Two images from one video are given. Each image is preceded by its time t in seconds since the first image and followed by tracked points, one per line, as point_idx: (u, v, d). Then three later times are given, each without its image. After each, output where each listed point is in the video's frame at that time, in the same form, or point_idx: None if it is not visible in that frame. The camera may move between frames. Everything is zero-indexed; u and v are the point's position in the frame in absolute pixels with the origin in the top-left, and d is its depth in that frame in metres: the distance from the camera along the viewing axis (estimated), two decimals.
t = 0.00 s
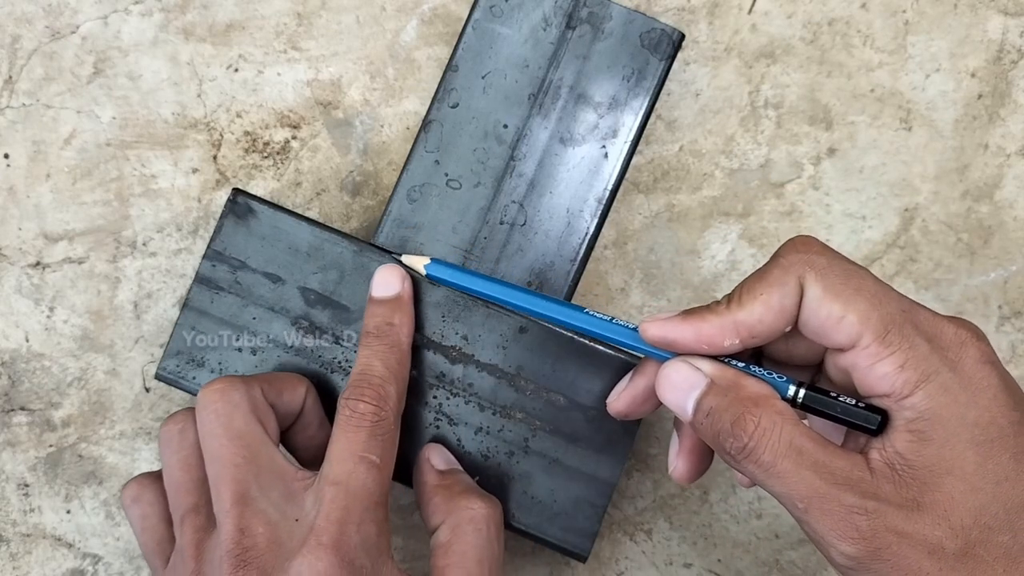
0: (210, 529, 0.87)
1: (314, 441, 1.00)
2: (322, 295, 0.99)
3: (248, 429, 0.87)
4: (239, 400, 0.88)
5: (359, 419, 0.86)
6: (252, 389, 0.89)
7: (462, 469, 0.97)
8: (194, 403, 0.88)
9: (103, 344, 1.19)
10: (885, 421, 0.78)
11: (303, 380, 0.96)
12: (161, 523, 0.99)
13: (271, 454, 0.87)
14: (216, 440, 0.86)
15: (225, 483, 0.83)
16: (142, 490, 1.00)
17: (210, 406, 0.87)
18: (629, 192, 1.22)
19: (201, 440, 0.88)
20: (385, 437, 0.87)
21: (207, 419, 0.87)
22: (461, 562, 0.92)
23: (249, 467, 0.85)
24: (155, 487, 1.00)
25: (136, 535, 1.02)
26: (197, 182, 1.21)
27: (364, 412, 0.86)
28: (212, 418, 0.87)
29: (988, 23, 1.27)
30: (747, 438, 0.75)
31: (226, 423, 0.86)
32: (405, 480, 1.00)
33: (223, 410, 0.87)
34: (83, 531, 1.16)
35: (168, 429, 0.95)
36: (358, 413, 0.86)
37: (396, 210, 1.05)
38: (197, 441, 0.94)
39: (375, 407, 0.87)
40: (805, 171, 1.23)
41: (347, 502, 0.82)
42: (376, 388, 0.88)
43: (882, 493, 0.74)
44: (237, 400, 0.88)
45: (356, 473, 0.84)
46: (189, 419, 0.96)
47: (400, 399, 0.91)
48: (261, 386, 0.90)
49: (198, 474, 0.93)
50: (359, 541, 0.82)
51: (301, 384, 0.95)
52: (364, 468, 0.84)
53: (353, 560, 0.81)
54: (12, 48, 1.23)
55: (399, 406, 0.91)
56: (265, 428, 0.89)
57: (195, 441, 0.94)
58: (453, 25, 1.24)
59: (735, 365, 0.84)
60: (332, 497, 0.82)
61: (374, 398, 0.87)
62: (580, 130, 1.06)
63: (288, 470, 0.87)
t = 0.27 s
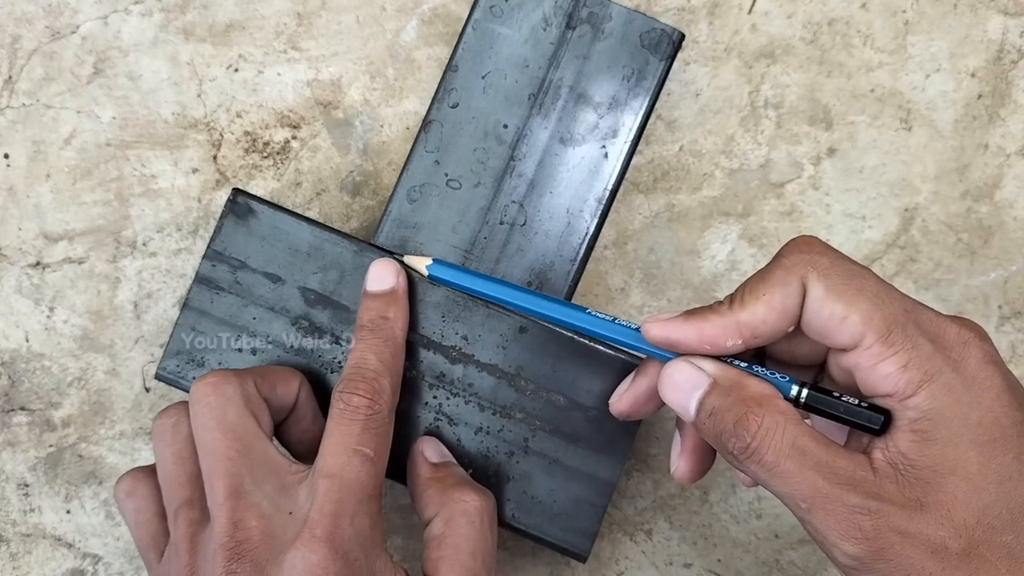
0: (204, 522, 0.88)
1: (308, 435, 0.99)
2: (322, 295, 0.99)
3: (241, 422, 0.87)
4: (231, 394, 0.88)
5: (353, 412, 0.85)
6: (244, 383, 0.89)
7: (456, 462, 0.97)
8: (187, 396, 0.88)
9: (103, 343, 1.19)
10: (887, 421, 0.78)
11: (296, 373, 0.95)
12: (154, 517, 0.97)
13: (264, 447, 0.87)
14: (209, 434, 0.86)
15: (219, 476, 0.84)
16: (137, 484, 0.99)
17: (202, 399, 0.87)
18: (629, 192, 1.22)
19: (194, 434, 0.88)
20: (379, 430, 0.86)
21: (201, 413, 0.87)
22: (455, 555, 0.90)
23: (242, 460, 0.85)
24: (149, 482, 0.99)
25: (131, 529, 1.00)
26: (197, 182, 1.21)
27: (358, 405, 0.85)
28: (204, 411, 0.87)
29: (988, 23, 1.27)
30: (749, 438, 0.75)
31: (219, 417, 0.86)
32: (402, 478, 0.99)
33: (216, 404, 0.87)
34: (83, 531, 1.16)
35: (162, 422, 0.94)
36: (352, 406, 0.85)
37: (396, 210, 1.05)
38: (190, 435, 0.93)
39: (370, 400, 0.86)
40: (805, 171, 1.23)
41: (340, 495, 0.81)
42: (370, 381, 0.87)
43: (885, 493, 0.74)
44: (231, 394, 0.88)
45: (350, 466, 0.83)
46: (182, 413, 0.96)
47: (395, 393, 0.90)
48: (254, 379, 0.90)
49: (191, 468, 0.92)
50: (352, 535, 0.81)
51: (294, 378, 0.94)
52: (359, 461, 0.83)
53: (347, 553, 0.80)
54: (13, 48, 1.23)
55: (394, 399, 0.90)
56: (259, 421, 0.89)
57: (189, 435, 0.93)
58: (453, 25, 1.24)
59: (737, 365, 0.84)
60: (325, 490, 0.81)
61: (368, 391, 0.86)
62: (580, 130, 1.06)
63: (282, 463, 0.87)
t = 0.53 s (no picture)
0: (211, 522, 0.87)
1: (316, 432, 0.98)
2: (322, 295, 0.99)
3: (249, 422, 0.86)
4: (240, 393, 0.87)
5: (360, 414, 0.84)
6: (252, 382, 0.89)
7: (465, 465, 0.96)
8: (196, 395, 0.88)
9: (103, 344, 1.19)
10: (886, 424, 0.78)
11: (306, 371, 0.95)
12: (161, 515, 0.97)
13: (271, 448, 0.87)
14: (216, 433, 0.86)
15: (225, 476, 0.84)
16: (144, 481, 0.98)
17: (211, 398, 0.87)
18: (629, 192, 1.22)
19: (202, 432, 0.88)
20: (386, 433, 0.85)
21: (208, 413, 0.86)
22: (461, 560, 0.90)
23: (249, 460, 0.85)
24: (156, 479, 0.99)
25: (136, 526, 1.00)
26: (197, 182, 1.21)
27: (364, 407, 0.84)
28: (213, 411, 0.86)
29: (988, 23, 1.27)
30: (748, 441, 0.75)
31: (227, 417, 0.86)
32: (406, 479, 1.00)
33: (224, 403, 0.86)
34: (83, 531, 1.16)
35: (170, 420, 0.94)
36: (359, 408, 0.84)
37: (396, 210, 1.05)
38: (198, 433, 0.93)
39: (377, 402, 0.85)
40: (805, 171, 1.23)
41: (345, 498, 0.81)
42: (377, 382, 0.86)
43: (884, 496, 0.74)
44: (238, 394, 0.87)
45: (356, 469, 0.82)
46: (191, 411, 0.95)
47: (402, 394, 0.89)
48: (263, 378, 0.90)
49: (199, 466, 0.92)
50: (357, 538, 0.81)
51: (303, 376, 0.94)
52: (364, 464, 0.82)
53: (352, 557, 0.80)
54: (12, 48, 1.23)
55: (401, 400, 0.89)
56: (266, 421, 0.88)
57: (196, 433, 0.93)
58: (453, 25, 1.24)
59: (737, 368, 0.84)
60: (330, 493, 0.81)
61: (375, 393, 0.86)
62: (580, 130, 1.06)
63: (288, 464, 0.87)
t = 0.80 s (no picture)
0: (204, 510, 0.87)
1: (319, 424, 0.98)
2: (322, 295, 0.99)
3: (240, 412, 0.86)
4: (233, 383, 0.87)
5: (347, 406, 0.84)
6: (249, 372, 0.89)
7: (461, 457, 0.95)
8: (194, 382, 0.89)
9: (103, 344, 1.19)
10: (886, 425, 0.78)
11: (308, 363, 0.95)
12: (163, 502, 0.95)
13: (260, 439, 0.87)
14: (207, 423, 0.86)
15: (213, 466, 0.84)
16: (147, 467, 0.97)
17: (206, 387, 0.87)
18: (629, 192, 1.22)
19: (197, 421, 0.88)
20: (374, 426, 0.85)
21: (202, 402, 0.87)
22: (451, 556, 0.89)
23: (235, 452, 0.85)
24: (160, 465, 0.97)
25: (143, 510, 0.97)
26: (197, 182, 1.21)
27: (352, 399, 0.84)
28: (205, 400, 0.87)
29: (988, 23, 1.27)
30: (747, 442, 0.75)
31: (218, 407, 0.86)
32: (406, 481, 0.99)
33: (216, 393, 0.87)
34: (83, 531, 1.16)
35: (172, 406, 0.93)
36: (347, 400, 0.84)
37: (396, 210, 1.05)
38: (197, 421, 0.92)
39: (366, 396, 0.85)
40: (805, 171, 1.23)
41: (326, 493, 0.81)
42: (367, 375, 0.86)
43: (883, 496, 0.74)
44: (231, 385, 0.87)
45: (340, 463, 0.82)
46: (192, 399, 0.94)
47: (393, 387, 0.88)
48: (259, 369, 0.90)
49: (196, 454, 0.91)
50: (336, 534, 0.81)
51: (305, 370, 0.93)
52: (348, 458, 0.82)
53: (329, 553, 0.80)
54: (12, 48, 1.23)
55: (393, 394, 0.88)
56: (259, 412, 0.88)
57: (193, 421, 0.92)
58: (453, 25, 1.24)
59: (736, 368, 0.84)
60: (312, 487, 0.81)
61: (365, 385, 0.85)
62: (580, 130, 1.06)
63: (277, 456, 0.87)
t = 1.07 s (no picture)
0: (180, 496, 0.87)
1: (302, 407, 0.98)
2: (322, 295, 0.99)
3: (219, 398, 0.87)
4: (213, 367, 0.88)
5: (336, 396, 0.83)
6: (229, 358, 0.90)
7: (459, 448, 0.93)
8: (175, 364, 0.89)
9: (103, 344, 1.19)
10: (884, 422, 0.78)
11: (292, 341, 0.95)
12: (138, 484, 0.95)
13: (240, 427, 0.87)
14: (186, 408, 0.86)
15: (191, 453, 0.84)
16: (122, 450, 0.97)
17: (187, 371, 0.88)
18: (629, 192, 1.22)
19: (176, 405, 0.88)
20: (358, 418, 0.84)
21: (183, 387, 0.87)
22: (438, 552, 0.84)
23: (214, 439, 0.85)
24: (135, 448, 0.97)
25: (116, 494, 0.97)
26: (197, 182, 1.21)
27: (338, 389, 0.83)
28: (186, 385, 0.87)
29: (988, 23, 1.27)
30: (744, 439, 0.75)
31: (197, 393, 0.87)
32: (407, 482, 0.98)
33: (196, 377, 0.87)
34: (83, 531, 1.16)
35: (153, 387, 0.92)
36: (334, 389, 0.83)
37: (396, 210, 1.05)
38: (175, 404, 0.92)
39: (354, 387, 0.84)
40: (805, 171, 1.23)
41: (306, 481, 0.80)
42: (357, 365, 0.85)
43: (881, 494, 0.74)
44: (215, 369, 0.88)
45: (320, 452, 0.81)
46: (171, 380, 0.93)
47: (383, 380, 0.88)
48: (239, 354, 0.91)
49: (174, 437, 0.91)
50: (312, 525, 0.80)
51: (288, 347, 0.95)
52: (329, 447, 0.82)
53: (305, 545, 0.79)
54: (13, 48, 1.23)
55: (383, 388, 0.88)
56: (237, 398, 0.89)
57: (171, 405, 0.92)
58: (454, 25, 1.24)
59: (733, 366, 0.84)
60: (291, 477, 0.81)
61: (354, 375, 0.85)
62: (580, 130, 1.06)
63: (257, 446, 0.87)
